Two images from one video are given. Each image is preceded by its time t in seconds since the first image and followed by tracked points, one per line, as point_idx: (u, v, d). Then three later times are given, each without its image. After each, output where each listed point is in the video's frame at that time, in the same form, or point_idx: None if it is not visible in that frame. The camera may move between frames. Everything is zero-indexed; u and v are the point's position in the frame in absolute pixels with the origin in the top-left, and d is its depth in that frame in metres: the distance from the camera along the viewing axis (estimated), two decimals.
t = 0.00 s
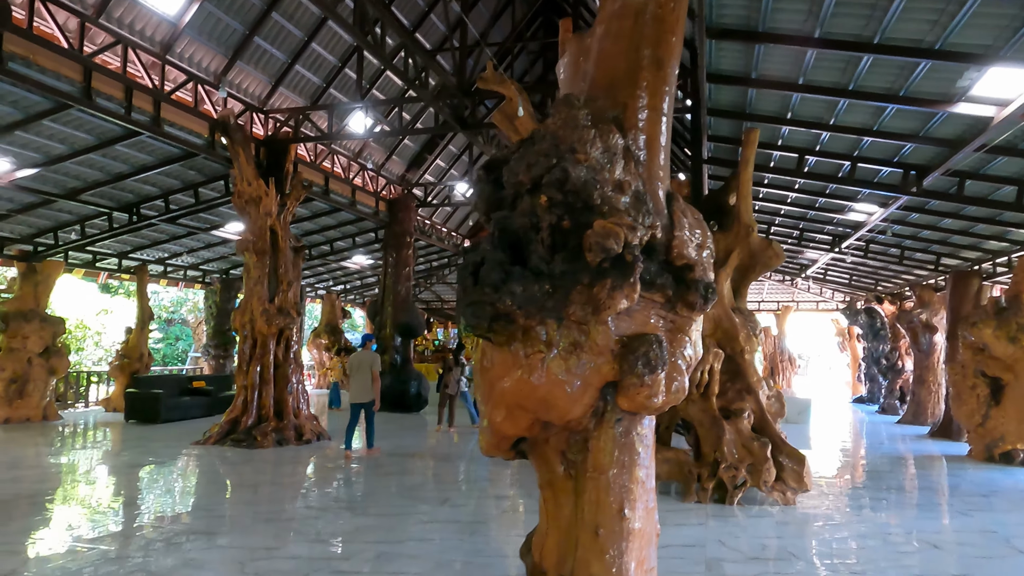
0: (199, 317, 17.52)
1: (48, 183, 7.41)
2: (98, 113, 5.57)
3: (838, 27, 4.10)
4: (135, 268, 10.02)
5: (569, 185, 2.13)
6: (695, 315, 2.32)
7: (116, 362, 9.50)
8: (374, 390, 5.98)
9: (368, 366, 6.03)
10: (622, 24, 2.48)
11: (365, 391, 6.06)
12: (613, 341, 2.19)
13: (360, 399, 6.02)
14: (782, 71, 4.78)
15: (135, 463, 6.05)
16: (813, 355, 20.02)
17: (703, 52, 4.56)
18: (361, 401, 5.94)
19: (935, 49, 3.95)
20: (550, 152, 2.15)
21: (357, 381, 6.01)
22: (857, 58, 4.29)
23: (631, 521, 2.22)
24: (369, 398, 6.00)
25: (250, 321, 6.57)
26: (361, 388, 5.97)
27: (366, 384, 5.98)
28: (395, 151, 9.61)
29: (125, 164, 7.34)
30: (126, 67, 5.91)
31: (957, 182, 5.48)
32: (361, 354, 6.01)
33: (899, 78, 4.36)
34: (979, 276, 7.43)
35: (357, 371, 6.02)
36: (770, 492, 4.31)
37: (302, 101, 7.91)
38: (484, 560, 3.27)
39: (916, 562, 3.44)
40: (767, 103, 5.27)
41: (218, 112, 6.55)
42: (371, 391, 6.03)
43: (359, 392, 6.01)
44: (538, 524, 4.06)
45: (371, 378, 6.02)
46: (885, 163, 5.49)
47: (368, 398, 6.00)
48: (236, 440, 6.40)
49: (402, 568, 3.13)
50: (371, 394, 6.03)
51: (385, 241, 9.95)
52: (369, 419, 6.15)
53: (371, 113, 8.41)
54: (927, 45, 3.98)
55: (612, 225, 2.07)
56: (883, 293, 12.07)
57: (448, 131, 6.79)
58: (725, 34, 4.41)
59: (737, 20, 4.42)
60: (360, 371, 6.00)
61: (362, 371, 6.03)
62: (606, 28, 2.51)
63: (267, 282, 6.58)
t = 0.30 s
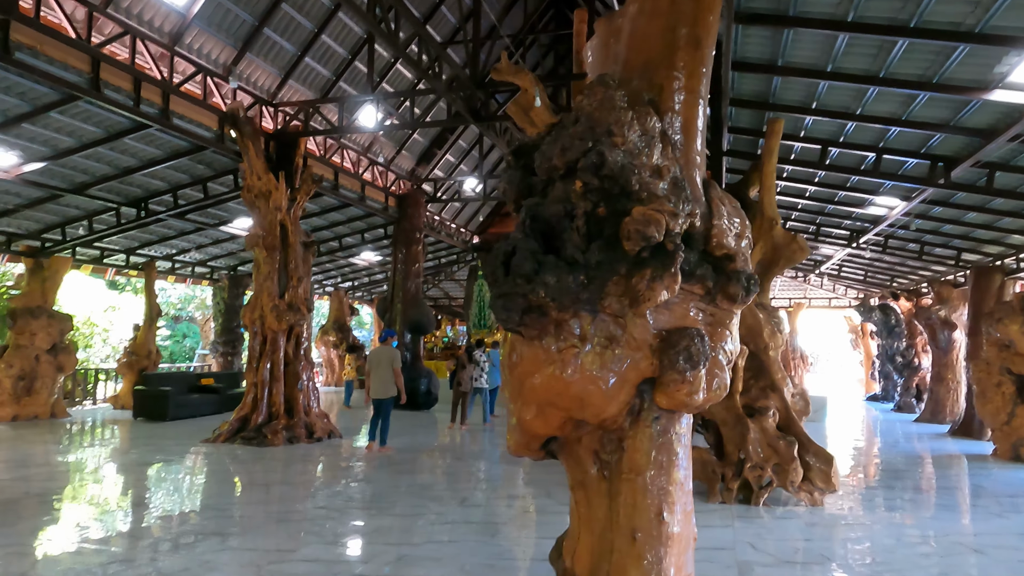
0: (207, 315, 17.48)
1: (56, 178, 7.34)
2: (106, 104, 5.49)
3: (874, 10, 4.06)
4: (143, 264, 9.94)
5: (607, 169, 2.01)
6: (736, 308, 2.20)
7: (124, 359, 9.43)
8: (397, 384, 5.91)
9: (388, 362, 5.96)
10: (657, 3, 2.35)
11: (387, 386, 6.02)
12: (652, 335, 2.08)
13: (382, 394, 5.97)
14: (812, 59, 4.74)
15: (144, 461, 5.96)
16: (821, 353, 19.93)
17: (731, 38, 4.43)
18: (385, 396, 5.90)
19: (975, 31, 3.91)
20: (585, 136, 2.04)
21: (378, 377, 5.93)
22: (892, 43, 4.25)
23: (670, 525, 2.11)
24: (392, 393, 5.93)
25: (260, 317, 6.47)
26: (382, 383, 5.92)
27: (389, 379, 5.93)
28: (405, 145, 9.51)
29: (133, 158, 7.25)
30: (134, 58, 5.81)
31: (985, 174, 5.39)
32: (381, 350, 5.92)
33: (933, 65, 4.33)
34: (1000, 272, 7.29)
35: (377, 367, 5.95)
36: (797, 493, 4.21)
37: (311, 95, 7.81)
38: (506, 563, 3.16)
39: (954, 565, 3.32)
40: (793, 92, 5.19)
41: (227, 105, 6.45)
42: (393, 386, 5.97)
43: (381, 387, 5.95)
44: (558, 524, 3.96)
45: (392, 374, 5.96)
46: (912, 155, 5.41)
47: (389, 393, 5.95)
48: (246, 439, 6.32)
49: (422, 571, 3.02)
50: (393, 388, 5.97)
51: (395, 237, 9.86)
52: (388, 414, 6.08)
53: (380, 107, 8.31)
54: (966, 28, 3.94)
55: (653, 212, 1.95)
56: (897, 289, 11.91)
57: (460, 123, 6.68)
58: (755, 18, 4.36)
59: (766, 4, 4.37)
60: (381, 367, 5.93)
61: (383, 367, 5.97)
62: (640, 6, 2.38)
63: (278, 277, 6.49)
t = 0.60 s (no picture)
0: (196, 310, 17.24)
1: (41, 169, 7.13)
2: (92, 93, 5.31)
3: None
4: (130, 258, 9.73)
5: (630, 159, 1.90)
6: (762, 305, 2.10)
7: (111, 355, 9.23)
8: (397, 381, 5.78)
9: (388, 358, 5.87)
10: None
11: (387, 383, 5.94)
12: (676, 334, 1.97)
13: (382, 391, 5.85)
14: (823, 49, 4.69)
15: (134, 460, 5.81)
16: (813, 349, 20.00)
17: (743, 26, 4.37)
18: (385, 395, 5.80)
19: (994, 20, 3.87)
20: (607, 123, 1.93)
21: (379, 373, 5.83)
22: (905, 32, 4.20)
23: (694, 533, 2.01)
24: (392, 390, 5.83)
25: (252, 313, 6.32)
26: (382, 380, 5.84)
27: (389, 376, 5.82)
28: (398, 138, 9.37)
29: (121, 149, 7.06)
30: (122, 45, 5.63)
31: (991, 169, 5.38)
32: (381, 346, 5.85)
33: (947, 57, 4.28)
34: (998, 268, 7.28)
35: (377, 364, 5.86)
36: (806, 492, 4.15)
37: (304, 85, 7.64)
38: (515, 566, 3.07)
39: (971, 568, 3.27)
40: (800, 84, 5.16)
41: (218, 94, 6.28)
42: (392, 383, 5.85)
43: (381, 385, 5.82)
44: (564, 524, 3.88)
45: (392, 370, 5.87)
46: (918, 148, 5.42)
47: (389, 390, 5.87)
48: (239, 437, 6.18)
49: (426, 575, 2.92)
50: (393, 385, 5.86)
51: (388, 231, 9.71)
52: (388, 410, 6.01)
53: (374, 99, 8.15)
54: (985, 16, 3.90)
55: (679, 204, 1.84)
56: (892, 285, 11.93)
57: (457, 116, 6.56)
58: (767, 7, 4.29)
59: None
60: (381, 364, 5.83)
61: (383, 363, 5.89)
62: None
63: (270, 272, 6.34)
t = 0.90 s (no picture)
0: (175, 301, 16.90)
1: (14, 153, 6.87)
2: (70, 74, 5.10)
3: None
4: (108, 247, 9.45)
5: (651, 140, 1.82)
6: (781, 294, 2.04)
7: (89, 347, 8.98)
8: (386, 373, 5.73)
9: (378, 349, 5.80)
10: None
11: (377, 374, 5.87)
12: (696, 323, 1.90)
13: (373, 382, 5.83)
14: (827, 36, 4.68)
15: (114, 455, 5.62)
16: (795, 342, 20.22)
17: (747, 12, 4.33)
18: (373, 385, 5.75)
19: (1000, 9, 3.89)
20: (627, 103, 1.83)
21: (369, 364, 5.77)
22: (910, 21, 4.21)
23: (712, 529, 1.95)
24: (382, 380, 5.79)
25: (237, 304, 6.16)
26: (372, 371, 5.77)
27: (377, 368, 5.74)
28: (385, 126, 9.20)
29: (99, 134, 6.83)
30: (101, 24, 5.41)
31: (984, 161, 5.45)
32: (370, 337, 5.78)
33: (950, 46, 4.30)
34: (984, 261, 7.37)
35: (368, 355, 5.81)
36: (804, 484, 4.16)
37: (289, 70, 7.44)
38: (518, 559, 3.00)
39: (973, 560, 3.28)
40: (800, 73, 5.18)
41: (201, 78, 6.08)
42: (382, 375, 5.81)
43: (371, 376, 5.79)
44: (563, 516, 3.82)
45: (381, 361, 5.79)
46: (913, 139, 5.52)
47: (378, 381, 5.81)
48: (223, 431, 6.02)
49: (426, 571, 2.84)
50: (382, 376, 5.82)
51: (374, 222, 9.55)
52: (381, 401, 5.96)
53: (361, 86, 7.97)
54: (991, 5, 3.91)
55: (704, 187, 1.77)
56: (875, 278, 12.06)
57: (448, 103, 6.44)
58: None
59: None
60: (371, 354, 5.77)
61: (372, 354, 5.82)
62: None
63: (255, 262, 6.18)
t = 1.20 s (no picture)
0: (158, 296, 16.62)
1: None
2: (52, 61, 4.91)
3: None
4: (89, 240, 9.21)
5: (679, 131, 1.75)
6: (806, 291, 1.98)
7: (70, 343, 8.75)
8: (380, 368, 5.68)
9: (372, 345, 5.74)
10: None
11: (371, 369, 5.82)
12: (723, 321, 1.84)
13: (367, 378, 5.80)
14: (832, 28, 4.67)
15: (99, 454, 5.46)
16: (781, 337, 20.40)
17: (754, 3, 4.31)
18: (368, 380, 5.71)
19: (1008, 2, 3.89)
20: (654, 92, 1.77)
21: (364, 360, 5.75)
22: (917, 14, 4.20)
23: (737, 533, 1.90)
24: (376, 376, 5.75)
25: (226, 299, 6.02)
26: (366, 366, 5.72)
27: (372, 363, 5.69)
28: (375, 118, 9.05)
29: (82, 124, 6.63)
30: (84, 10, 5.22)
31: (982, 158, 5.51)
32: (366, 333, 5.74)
33: (956, 40, 4.31)
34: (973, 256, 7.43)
35: (362, 351, 5.79)
36: (806, 481, 4.21)
37: (278, 60, 7.28)
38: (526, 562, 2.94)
39: (982, 558, 3.28)
40: (803, 66, 5.21)
41: (188, 67, 5.91)
42: (377, 371, 5.78)
43: (365, 372, 5.76)
44: (567, 514, 3.76)
45: (375, 356, 5.74)
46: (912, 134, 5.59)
47: (373, 376, 5.75)
48: (212, 429, 5.89)
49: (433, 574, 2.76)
50: (377, 372, 5.78)
51: (363, 216, 9.40)
52: (378, 395, 5.93)
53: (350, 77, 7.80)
54: None
55: (735, 180, 1.70)
56: (863, 274, 12.16)
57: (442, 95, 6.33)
58: None
59: None
60: (366, 350, 5.73)
61: (366, 350, 5.77)
62: None
63: (244, 256, 6.04)
